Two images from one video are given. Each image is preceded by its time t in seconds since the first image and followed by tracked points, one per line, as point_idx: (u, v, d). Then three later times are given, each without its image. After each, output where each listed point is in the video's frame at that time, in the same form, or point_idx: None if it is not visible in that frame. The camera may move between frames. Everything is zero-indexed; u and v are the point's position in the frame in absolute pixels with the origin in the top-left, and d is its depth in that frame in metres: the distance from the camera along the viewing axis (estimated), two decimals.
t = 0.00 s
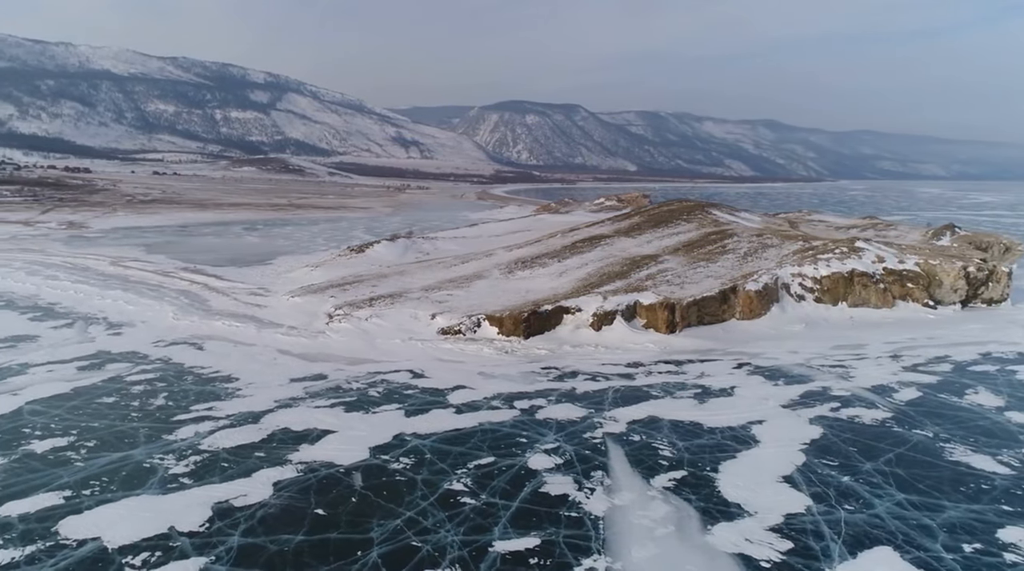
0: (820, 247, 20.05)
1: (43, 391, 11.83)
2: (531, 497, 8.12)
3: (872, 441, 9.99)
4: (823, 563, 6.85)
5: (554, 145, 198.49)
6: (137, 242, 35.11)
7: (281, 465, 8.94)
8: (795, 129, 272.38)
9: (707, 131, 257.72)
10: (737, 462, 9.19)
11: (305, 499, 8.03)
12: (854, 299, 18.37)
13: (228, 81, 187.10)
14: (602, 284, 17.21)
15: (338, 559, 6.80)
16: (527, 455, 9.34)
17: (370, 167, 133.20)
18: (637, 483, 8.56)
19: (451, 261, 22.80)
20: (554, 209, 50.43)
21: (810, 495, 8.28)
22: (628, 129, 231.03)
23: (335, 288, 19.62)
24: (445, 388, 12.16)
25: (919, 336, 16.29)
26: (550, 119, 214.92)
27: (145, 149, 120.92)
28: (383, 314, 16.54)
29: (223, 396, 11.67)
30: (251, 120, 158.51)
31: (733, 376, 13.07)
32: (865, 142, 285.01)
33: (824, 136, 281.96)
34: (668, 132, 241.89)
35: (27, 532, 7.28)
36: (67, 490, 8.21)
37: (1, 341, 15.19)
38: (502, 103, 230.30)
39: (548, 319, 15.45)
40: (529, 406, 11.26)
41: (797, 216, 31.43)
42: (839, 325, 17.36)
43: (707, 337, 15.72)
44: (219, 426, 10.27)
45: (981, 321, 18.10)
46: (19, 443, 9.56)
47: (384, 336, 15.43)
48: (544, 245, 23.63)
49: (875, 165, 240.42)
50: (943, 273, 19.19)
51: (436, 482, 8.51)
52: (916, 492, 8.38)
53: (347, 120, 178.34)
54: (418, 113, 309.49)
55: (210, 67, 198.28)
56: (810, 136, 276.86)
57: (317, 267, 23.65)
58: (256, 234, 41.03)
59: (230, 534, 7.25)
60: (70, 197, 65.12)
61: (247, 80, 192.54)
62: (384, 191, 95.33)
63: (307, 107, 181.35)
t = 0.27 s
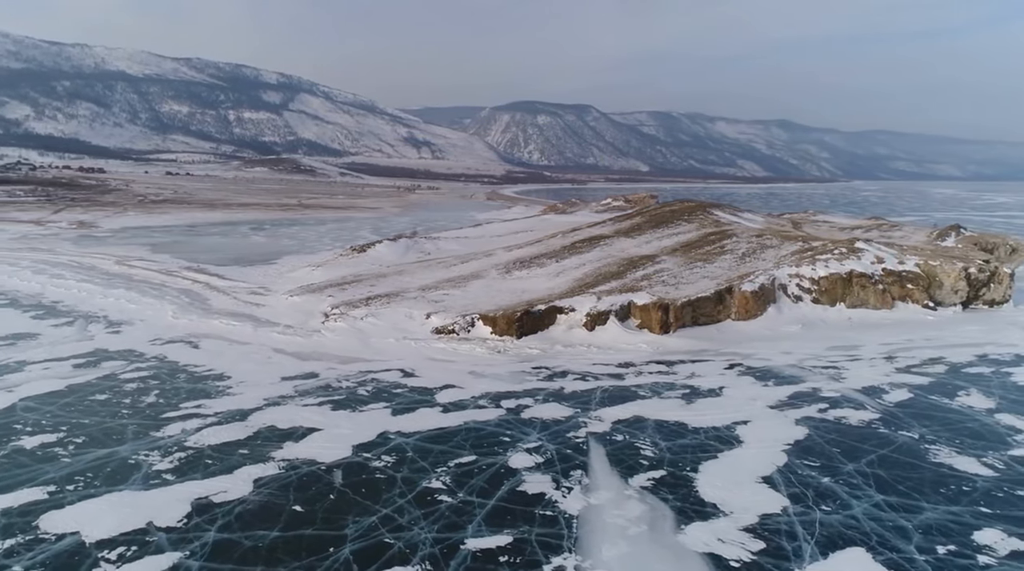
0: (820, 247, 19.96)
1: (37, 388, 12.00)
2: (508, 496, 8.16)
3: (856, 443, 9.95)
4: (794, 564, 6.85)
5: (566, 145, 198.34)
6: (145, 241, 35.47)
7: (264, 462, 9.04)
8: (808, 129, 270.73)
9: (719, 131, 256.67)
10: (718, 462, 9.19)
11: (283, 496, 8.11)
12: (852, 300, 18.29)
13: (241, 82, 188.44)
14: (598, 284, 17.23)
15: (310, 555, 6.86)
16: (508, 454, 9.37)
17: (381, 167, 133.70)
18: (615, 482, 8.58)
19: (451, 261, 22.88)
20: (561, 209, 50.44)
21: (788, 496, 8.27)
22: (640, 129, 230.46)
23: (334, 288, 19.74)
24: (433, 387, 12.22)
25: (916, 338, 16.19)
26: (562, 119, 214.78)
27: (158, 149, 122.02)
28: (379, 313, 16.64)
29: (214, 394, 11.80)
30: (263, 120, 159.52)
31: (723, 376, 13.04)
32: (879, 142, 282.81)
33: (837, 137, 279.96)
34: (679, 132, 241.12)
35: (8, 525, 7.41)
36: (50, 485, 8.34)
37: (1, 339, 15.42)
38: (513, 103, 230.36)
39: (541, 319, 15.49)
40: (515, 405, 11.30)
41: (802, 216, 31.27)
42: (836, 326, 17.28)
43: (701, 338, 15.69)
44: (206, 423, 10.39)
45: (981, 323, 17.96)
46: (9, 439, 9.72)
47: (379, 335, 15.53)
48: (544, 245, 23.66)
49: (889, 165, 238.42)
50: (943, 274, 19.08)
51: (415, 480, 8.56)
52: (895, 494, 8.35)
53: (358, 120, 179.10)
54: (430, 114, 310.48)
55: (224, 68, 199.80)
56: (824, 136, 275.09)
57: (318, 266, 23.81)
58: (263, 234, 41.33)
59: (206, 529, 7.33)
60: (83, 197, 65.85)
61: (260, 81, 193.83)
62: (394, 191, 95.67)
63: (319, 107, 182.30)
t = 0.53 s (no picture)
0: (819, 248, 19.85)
1: (32, 384, 12.19)
2: (483, 494, 8.21)
3: (839, 444, 9.92)
4: (761, 563, 6.85)
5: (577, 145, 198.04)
6: (153, 241, 35.80)
7: (246, 459, 9.15)
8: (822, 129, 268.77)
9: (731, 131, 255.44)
10: (697, 462, 9.19)
11: (261, 491, 8.21)
12: (850, 301, 18.19)
13: (255, 83, 189.72)
14: (593, 284, 17.24)
15: (281, 550, 6.95)
16: (488, 452, 9.43)
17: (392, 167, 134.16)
18: (592, 481, 8.61)
19: (451, 261, 22.95)
20: (567, 210, 50.42)
21: (764, 496, 8.27)
22: (652, 129, 229.79)
23: (332, 287, 19.87)
24: (422, 386, 12.30)
25: (913, 340, 16.07)
26: (573, 120, 214.55)
27: (172, 149, 123.09)
28: (374, 313, 16.74)
29: (204, 391, 11.94)
30: (276, 121, 160.52)
31: (713, 377, 13.03)
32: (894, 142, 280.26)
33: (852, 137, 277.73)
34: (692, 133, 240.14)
35: None
36: (35, 480, 8.48)
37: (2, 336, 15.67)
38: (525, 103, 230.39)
39: (534, 318, 15.54)
40: (501, 404, 11.35)
41: (807, 217, 31.08)
42: (832, 327, 17.20)
43: (694, 338, 15.67)
44: (194, 419, 10.53)
45: (981, 325, 17.81)
46: None
47: (372, 334, 15.64)
48: (544, 246, 23.69)
49: (904, 166, 236.25)
50: (944, 276, 18.93)
51: (392, 477, 8.64)
52: (872, 495, 8.32)
53: (370, 120, 179.79)
54: (442, 115, 311.13)
55: (238, 69, 201.29)
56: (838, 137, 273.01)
57: (319, 266, 23.97)
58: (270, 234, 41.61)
59: (181, 524, 7.44)
60: (97, 197, 66.58)
61: (274, 82, 195.05)
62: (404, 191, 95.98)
63: (331, 107, 183.15)
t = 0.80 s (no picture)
0: (817, 249, 19.76)
1: (27, 380, 12.37)
2: (460, 491, 8.27)
3: (822, 444, 9.91)
4: (730, 562, 6.86)
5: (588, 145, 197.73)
6: (159, 240, 36.11)
7: (229, 455, 9.24)
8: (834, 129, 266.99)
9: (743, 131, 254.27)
10: (677, 461, 9.20)
11: (240, 487, 8.30)
12: (847, 302, 18.10)
13: (267, 83, 190.82)
14: (587, 284, 17.25)
15: (254, 545, 7.03)
16: (470, 450, 9.48)
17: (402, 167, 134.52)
18: (570, 479, 8.64)
19: (450, 261, 23.02)
20: (573, 209, 50.42)
21: (741, 495, 8.26)
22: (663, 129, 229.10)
23: (330, 286, 19.99)
24: (410, 384, 12.37)
25: (909, 341, 15.97)
26: (584, 120, 214.29)
27: (185, 149, 124.01)
28: (369, 311, 16.83)
29: (195, 388, 12.07)
30: (287, 121, 161.34)
31: (702, 376, 13.03)
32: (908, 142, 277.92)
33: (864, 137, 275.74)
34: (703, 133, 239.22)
35: None
36: (20, 474, 8.62)
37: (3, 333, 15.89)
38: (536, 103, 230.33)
39: (527, 318, 15.58)
40: (487, 403, 11.40)
41: (810, 217, 30.94)
42: (828, 328, 17.13)
43: (687, 338, 15.65)
44: (182, 416, 10.66)
45: (980, 326, 17.67)
46: None
47: (366, 333, 15.74)
48: (543, 245, 23.72)
49: (918, 166, 234.26)
50: (943, 276, 18.81)
51: (372, 474, 8.71)
52: (850, 495, 8.30)
53: (381, 120, 180.37)
54: (453, 115, 311.53)
55: (250, 69, 202.52)
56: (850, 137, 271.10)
57: (320, 265, 24.11)
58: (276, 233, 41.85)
59: (159, 518, 7.54)
60: (108, 196, 67.20)
61: (286, 82, 196.09)
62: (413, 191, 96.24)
63: (342, 107, 183.87)
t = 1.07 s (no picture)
0: (815, 249, 19.67)
1: (22, 377, 12.54)
2: (438, 488, 8.33)
3: (805, 444, 9.89)
4: (699, 560, 6.87)
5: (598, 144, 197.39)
6: (166, 239, 36.40)
7: (213, 451, 9.34)
8: (847, 129, 265.16)
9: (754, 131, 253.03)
10: (657, 461, 9.22)
11: (221, 483, 8.40)
12: (844, 302, 18.01)
13: (278, 83, 191.80)
14: (582, 283, 17.27)
15: (229, 540, 7.12)
16: (451, 448, 9.54)
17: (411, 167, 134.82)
18: (548, 478, 8.68)
19: (448, 260, 23.08)
20: (579, 209, 50.39)
21: (717, 495, 8.27)
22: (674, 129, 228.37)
23: (327, 285, 20.11)
24: (399, 383, 12.45)
25: (904, 342, 15.87)
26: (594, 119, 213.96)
27: (196, 149, 124.83)
28: (364, 310, 16.93)
29: (186, 385, 12.19)
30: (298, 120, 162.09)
31: (692, 376, 13.03)
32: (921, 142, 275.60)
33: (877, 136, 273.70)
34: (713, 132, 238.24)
35: None
36: (6, 469, 8.75)
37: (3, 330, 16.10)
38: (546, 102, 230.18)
39: (520, 317, 15.62)
40: (474, 401, 11.45)
41: (814, 218, 30.77)
42: (823, 328, 17.06)
43: (680, 338, 15.64)
44: (171, 413, 10.78)
45: (979, 327, 17.52)
46: None
47: (360, 332, 15.83)
48: (542, 245, 23.75)
49: (932, 166, 232.27)
50: (942, 277, 18.67)
51: (352, 471, 8.79)
52: (827, 495, 8.29)
53: (391, 120, 180.85)
54: (463, 115, 311.86)
55: (262, 69, 203.62)
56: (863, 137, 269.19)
57: (320, 264, 24.25)
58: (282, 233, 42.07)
59: (138, 513, 7.64)
60: (119, 196, 67.78)
61: (297, 82, 197.03)
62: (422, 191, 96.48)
63: (353, 107, 184.48)
